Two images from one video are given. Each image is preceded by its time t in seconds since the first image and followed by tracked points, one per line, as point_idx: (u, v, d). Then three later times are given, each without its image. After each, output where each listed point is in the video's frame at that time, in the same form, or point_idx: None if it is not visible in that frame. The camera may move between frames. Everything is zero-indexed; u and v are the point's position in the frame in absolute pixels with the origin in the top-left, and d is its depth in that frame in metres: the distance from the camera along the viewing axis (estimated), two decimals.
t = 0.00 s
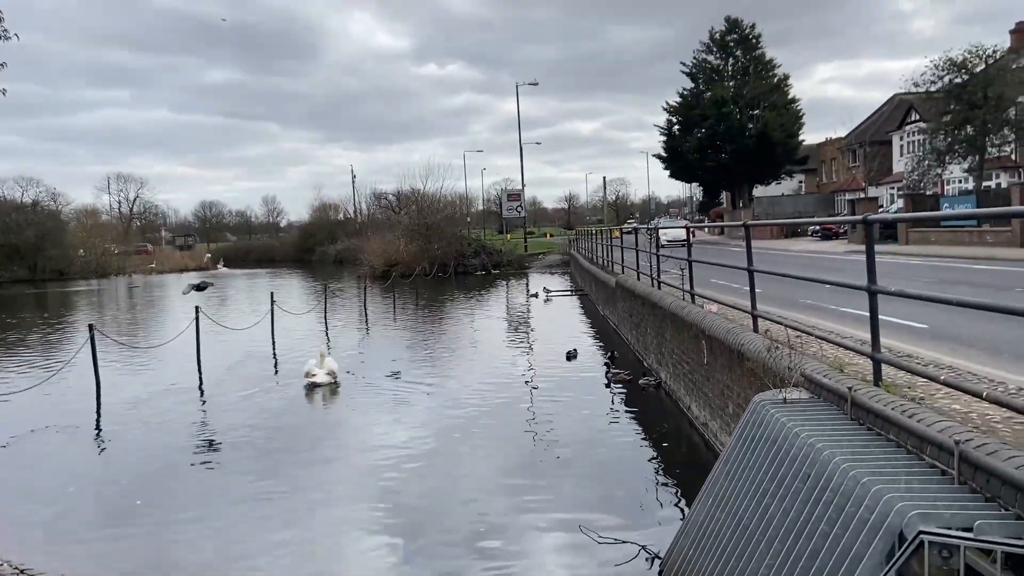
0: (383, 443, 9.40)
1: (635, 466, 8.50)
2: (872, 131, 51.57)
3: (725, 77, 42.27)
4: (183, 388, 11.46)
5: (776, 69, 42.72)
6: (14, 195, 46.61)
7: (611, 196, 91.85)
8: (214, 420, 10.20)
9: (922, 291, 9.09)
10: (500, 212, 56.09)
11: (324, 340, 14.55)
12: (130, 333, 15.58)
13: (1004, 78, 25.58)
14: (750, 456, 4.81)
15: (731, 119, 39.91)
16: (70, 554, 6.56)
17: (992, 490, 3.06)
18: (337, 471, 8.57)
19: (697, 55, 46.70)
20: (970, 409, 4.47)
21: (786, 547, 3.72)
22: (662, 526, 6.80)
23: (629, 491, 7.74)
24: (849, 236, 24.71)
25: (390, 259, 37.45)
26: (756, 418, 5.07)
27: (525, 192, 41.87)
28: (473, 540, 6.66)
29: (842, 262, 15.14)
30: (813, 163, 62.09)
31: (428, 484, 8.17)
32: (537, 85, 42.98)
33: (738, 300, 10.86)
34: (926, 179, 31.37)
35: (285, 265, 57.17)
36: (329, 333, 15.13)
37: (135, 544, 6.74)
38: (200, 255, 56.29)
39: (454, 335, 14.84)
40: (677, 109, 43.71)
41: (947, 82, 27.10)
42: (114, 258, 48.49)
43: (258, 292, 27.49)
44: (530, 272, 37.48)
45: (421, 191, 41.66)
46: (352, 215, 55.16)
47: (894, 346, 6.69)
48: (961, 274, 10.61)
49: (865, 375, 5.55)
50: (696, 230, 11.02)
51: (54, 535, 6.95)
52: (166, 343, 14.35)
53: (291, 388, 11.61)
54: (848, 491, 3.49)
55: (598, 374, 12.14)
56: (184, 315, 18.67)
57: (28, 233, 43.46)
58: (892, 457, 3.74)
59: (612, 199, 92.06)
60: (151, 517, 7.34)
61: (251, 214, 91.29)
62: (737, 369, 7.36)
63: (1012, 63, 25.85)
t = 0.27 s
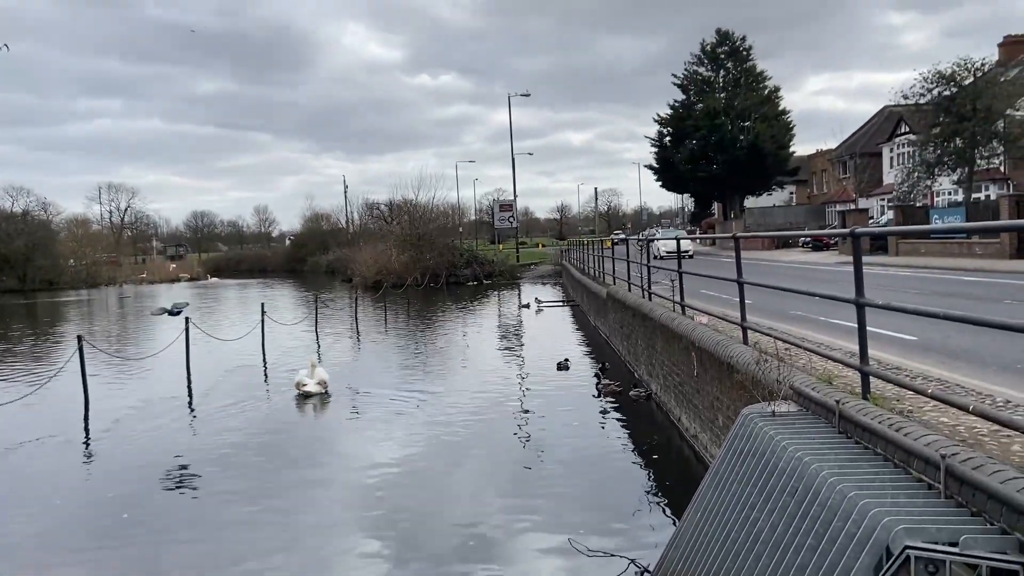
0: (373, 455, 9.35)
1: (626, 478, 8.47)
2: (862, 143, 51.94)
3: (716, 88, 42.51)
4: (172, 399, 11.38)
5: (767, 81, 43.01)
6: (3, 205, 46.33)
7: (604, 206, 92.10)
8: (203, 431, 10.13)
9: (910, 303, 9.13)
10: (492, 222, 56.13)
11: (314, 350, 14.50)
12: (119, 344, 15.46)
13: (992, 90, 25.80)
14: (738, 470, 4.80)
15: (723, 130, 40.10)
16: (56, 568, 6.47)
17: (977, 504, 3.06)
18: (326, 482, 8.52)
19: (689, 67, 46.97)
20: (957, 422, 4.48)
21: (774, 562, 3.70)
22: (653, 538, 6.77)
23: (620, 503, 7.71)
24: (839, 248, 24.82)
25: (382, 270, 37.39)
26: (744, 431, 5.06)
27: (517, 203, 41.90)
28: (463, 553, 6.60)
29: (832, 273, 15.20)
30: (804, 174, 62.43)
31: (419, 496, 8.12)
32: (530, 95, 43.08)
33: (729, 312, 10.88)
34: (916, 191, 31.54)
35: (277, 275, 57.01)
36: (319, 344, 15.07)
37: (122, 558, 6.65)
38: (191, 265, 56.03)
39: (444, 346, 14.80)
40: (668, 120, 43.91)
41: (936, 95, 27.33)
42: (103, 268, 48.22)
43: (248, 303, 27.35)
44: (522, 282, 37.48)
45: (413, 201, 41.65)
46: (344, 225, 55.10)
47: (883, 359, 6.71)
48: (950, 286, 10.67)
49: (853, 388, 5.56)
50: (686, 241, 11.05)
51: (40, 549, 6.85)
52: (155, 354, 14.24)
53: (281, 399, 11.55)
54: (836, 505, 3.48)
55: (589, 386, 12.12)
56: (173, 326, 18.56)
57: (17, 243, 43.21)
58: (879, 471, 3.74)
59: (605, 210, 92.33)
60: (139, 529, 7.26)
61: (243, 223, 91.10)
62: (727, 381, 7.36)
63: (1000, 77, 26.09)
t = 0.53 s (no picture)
0: (372, 466, 9.31)
1: (626, 489, 8.43)
2: (862, 153, 52.02)
3: (716, 98, 42.62)
4: (172, 409, 11.36)
5: (767, 91, 43.14)
6: (4, 215, 46.47)
7: (604, 216, 92.27)
8: (202, 441, 10.11)
9: (910, 313, 9.11)
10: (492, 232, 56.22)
11: (313, 360, 14.49)
12: (118, 354, 15.45)
13: (992, 101, 25.83)
14: (737, 482, 4.77)
15: (723, 141, 40.19)
16: None
17: (976, 517, 3.03)
18: (325, 492, 8.49)
19: (688, 77, 47.12)
20: (957, 434, 4.45)
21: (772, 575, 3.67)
22: (653, 551, 6.72)
23: (620, 514, 7.66)
24: (838, 258, 24.81)
25: (382, 280, 37.43)
26: (743, 443, 5.04)
27: (518, 213, 41.96)
28: (461, 565, 6.56)
29: (832, 283, 15.18)
30: (804, 184, 62.52)
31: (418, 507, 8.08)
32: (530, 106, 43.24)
33: (728, 322, 10.86)
34: (916, 201, 31.55)
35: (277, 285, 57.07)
36: (318, 355, 15.05)
37: (119, 569, 6.61)
38: (191, 275, 56.12)
39: (444, 356, 14.78)
40: (668, 130, 44.02)
41: (936, 105, 27.39)
42: (104, 278, 48.30)
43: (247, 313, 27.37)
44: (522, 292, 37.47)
45: (414, 211, 41.72)
46: (345, 235, 55.21)
47: (882, 370, 6.68)
48: (950, 296, 10.65)
49: (852, 399, 5.53)
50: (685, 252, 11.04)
51: (36, 559, 6.81)
52: (154, 364, 14.23)
53: (280, 410, 11.52)
54: (834, 519, 3.45)
55: (589, 396, 12.08)
56: (173, 335, 18.54)
57: (17, 253, 43.32)
58: (878, 484, 3.71)
59: (605, 219, 92.47)
60: (137, 539, 7.23)
61: (244, 233, 91.29)
62: (726, 393, 7.33)
63: (999, 87, 26.14)
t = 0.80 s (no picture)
0: (379, 474, 9.32)
1: (634, 497, 8.40)
2: (871, 160, 51.87)
3: (724, 106, 42.59)
4: (180, 417, 11.42)
5: (774, 98, 43.09)
6: (15, 224, 46.87)
7: (612, 223, 92.23)
8: (211, 448, 10.15)
9: (919, 322, 9.07)
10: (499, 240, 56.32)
11: (321, 368, 14.54)
12: (127, 362, 15.53)
13: (1000, 108, 25.74)
14: (744, 492, 4.76)
15: (731, 148, 40.18)
16: None
17: (984, 529, 3.02)
18: (333, 500, 8.51)
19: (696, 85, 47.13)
20: (965, 444, 4.43)
21: None
22: (660, 560, 6.69)
23: (627, 523, 7.63)
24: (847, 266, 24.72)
25: (389, 287, 37.53)
26: (750, 453, 5.02)
27: (525, 220, 42.02)
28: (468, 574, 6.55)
29: (840, 291, 15.13)
30: (812, 191, 62.35)
31: (425, 515, 8.08)
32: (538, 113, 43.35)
33: (736, 330, 10.83)
34: (925, 208, 31.39)
35: (285, 292, 57.30)
36: (326, 362, 15.10)
37: None
38: (200, 282, 56.43)
39: (451, 364, 14.80)
40: (676, 137, 44.02)
41: (945, 112, 27.31)
42: (113, 285, 48.63)
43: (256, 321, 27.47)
44: (529, 299, 37.48)
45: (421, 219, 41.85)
46: (352, 242, 55.41)
47: (890, 379, 6.65)
48: (960, 304, 10.59)
49: (860, 409, 5.51)
50: (692, 260, 11.02)
51: (46, 566, 6.85)
52: (163, 371, 14.29)
53: (288, 417, 11.55)
54: (841, 530, 3.44)
55: (596, 404, 12.07)
56: (181, 343, 18.64)
57: (26, 261, 43.67)
58: (885, 494, 3.70)
59: (613, 226, 92.47)
60: (146, 547, 7.27)
61: (253, 241, 91.72)
62: (733, 402, 7.31)
63: (1008, 94, 26.04)
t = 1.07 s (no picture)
0: (397, 481, 9.34)
1: (651, 506, 8.35)
2: (891, 166, 51.37)
3: (741, 112, 42.40)
4: (200, 423, 11.53)
5: (793, 104, 42.83)
6: (39, 232, 47.61)
7: (628, 230, 91.97)
8: (230, 454, 10.24)
9: (940, 329, 8.95)
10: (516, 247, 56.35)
11: (338, 374, 14.61)
12: (148, 368, 15.70)
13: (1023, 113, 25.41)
14: (764, 501, 4.72)
15: (749, 154, 39.97)
16: None
17: (1007, 540, 2.97)
18: (350, 506, 8.54)
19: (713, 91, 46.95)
20: (988, 454, 4.37)
21: None
22: (678, 568, 6.65)
23: (644, 531, 7.59)
24: (867, 273, 24.47)
25: (407, 294, 37.65)
26: (769, 462, 4.98)
27: (541, 226, 42.00)
28: None
29: (860, 298, 14.98)
30: (831, 197, 61.85)
31: (443, 522, 8.09)
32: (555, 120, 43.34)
33: (754, 337, 10.75)
34: (946, 214, 31.03)
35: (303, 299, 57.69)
36: (343, 369, 15.18)
37: None
38: (219, 289, 56.96)
39: (468, 370, 14.80)
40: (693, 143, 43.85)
41: (966, 117, 27.02)
42: (134, 292, 49.22)
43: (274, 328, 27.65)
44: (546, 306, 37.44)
45: (438, 226, 41.99)
46: (370, 249, 55.71)
47: (911, 387, 6.57)
48: (982, 311, 10.44)
49: (881, 417, 5.45)
50: (710, 266, 10.96)
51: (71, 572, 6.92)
52: (183, 378, 14.44)
53: (306, 423, 11.62)
54: (862, 540, 3.40)
55: (613, 412, 12.02)
56: (201, 350, 18.82)
57: (49, 268, 43.96)
58: (906, 504, 3.65)
59: (629, 233, 92.26)
60: (167, 552, 7.33)
61: (271, 247, 92.45)
62: (752, 410, 7.25)
63: None
